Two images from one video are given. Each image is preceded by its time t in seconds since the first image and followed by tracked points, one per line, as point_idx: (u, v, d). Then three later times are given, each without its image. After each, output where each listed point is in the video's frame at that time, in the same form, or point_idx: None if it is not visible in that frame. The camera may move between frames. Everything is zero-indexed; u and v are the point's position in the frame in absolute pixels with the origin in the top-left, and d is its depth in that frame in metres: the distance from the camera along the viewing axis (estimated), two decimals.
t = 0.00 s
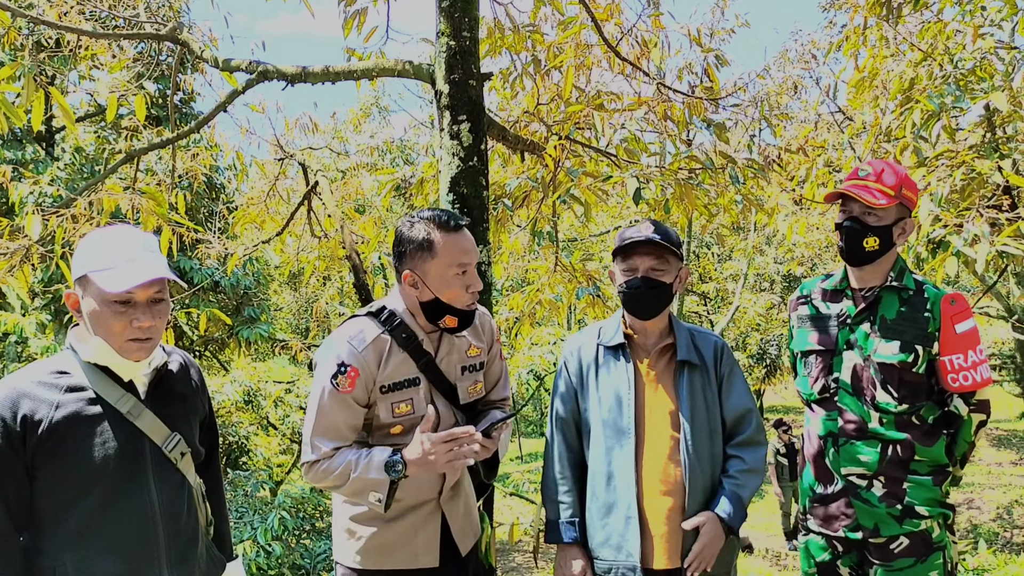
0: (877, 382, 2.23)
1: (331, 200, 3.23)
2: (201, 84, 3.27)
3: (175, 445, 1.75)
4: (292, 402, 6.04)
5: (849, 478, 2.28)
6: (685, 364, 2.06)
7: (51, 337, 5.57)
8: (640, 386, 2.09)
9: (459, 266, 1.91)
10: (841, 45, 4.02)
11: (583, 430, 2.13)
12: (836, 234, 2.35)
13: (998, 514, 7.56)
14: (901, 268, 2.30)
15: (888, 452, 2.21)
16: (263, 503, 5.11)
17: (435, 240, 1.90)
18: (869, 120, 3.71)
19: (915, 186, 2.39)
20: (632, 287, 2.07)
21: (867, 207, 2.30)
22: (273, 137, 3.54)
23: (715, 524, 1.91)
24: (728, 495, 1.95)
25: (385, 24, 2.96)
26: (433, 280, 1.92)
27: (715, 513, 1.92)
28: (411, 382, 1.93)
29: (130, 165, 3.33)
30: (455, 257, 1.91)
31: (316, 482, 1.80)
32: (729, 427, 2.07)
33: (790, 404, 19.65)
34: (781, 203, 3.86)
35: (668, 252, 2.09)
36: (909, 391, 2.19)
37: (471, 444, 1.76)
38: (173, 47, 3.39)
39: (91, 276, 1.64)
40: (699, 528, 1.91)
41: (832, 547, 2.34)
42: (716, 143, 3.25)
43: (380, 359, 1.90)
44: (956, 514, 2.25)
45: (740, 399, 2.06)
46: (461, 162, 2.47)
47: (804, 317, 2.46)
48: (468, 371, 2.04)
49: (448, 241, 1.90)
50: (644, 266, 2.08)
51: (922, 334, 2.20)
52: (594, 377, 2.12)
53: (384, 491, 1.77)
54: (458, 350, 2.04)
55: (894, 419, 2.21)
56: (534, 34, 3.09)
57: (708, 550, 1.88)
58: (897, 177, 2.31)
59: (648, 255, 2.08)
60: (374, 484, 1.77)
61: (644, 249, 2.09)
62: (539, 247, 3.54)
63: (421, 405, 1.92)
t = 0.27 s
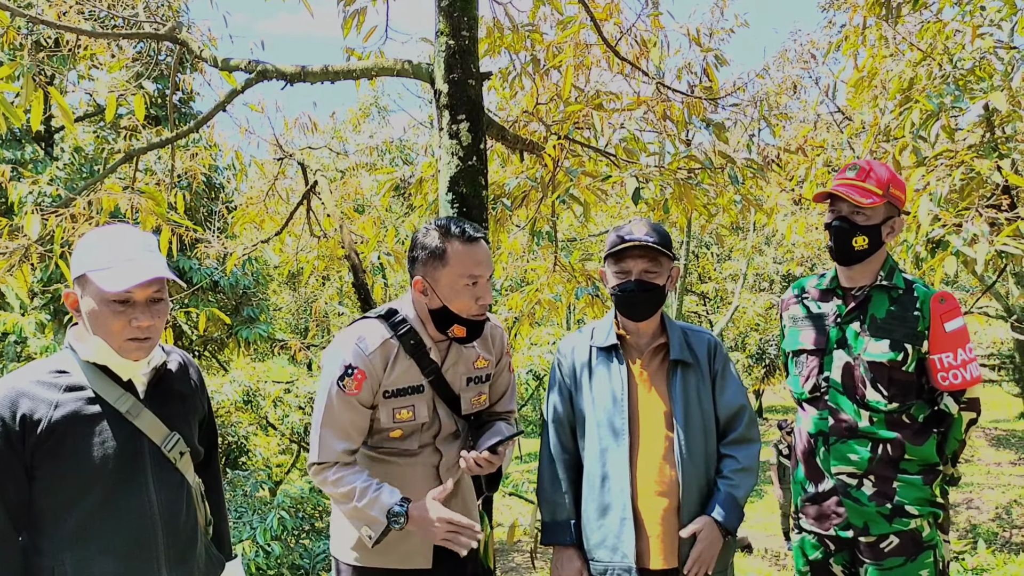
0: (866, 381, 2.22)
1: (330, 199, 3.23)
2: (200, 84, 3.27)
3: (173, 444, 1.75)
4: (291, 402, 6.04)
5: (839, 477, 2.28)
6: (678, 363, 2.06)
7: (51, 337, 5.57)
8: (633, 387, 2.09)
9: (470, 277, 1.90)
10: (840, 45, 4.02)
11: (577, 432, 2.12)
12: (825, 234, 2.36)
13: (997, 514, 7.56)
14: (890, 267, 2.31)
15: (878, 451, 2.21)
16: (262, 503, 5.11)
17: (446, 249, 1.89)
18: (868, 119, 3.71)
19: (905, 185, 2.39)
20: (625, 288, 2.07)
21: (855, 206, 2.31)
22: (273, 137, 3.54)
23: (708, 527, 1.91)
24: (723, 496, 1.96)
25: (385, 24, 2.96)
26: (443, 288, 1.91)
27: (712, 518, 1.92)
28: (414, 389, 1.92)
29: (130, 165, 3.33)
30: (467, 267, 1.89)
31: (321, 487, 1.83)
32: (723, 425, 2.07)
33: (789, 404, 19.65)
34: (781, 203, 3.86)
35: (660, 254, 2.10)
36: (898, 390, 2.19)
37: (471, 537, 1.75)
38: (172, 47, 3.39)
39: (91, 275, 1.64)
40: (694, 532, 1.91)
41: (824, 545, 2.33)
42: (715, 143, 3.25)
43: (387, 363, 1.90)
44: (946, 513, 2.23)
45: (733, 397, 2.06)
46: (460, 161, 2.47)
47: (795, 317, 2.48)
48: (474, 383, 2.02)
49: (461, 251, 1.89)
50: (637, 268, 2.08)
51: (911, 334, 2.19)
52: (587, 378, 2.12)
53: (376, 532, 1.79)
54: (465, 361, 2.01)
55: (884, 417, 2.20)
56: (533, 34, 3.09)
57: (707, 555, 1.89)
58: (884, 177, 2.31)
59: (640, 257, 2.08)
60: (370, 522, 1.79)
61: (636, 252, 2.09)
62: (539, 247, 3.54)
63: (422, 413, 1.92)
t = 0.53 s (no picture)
0: (861, 380, 2.22)
1: (330, 199, 3.22)
2: (200, 84, 3.27)
3: (173, 444, 1.75)
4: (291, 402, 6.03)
5: (833, 476, 2.28)
6: (672, 363, 2.06)
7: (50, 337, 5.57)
8: (627, 388, 2.09)
9: (475, 287, 1.88)
10: (840, 45, 4.02)
11: (572, 433, 2.12)
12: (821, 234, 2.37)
13: (997, 514, 7.56)
14: (886, 267, 2.29)
15: (872, 451, 2.21)
16: (261, 503, 5.11)
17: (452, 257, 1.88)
18: (868, 120, 3.71)
19: (901, 184, 2.39)
20: (619, 288, 2.07)
21: (850, 206, 2.31)
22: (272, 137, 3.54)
23: (707, 531, 1.91)
24: (721, 500, 1.95)
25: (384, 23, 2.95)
26: (447, 295, 1.91)
27: (710, 522, 1.92)
28: (416, 397, 1.92)
29: (130, 165, 3.33)
30: (472, 277, 1.88)
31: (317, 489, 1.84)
32: (717, 424, 2.07)
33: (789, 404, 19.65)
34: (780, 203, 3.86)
35: (651, 253, 2.10)
36: (893, 389, 2.19)
37: None
38: (171, 47, 3.39)
39: (90, 276, 1.64)
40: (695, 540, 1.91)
41: (821, 544, 2.34)
42: (715, 143, 3.25)
43: (391, 369, 1.89)
44: (943, 514, 2.23)
45: (727, 395, 2.07)
46: (460, 161, 2.47)
47: (793, 317, 2.48)
48: (476, 395, 2.02)
49: (468, 259, 1.88)
50: (630, 268, 2.08)
51: (906, 333, 2.19)
52: (582, 380, 2.11)
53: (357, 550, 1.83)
54: (470, 372, 2.01)
55: (878, 417, 2.20)
56: (533, 33, 3.09)
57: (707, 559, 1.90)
58: (879, 176, 2.31)
59: (632, 257, 2.09)
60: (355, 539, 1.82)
61: (628, 252, 2.09)
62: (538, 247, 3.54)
63: (421, 422, 1.91)
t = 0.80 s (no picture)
0: (860, 378, 2.22)
1: (330, 199, 3.22)
2: (200, 84, 3.27)
3: (172, 444, 1.75)
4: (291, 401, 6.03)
5: (832, 475, 2.28)
6: (670, 361, 2.06)
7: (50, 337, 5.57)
8: (625, 387, 2.08)
9: (446, 244, 1.95)
10: (840, 45, 4.02)
11: (571, 433, 2.12)
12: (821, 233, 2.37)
13: (998, 514, 7.55)
14: (887, 265, 2.29)
15: (870, 450, 2.21)
16: (261, 503, 5.11)
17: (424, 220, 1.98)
18: (868, 119, 3.71)
19: (902, 183, 2.39)
20: (615, 282, 2.07)
21: (849, 205, 2.31)
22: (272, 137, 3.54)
23: (709, 535, 1.92)
24: (721, 504, 1.95)
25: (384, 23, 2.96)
26: (421, 257, 1.97)
27: (711, 525, 1.93)
28: (409, 373, 1.95)
29: (130, 164, 3.33)
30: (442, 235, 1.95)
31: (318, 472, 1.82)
32: (713, 422, 2.07)
33: (789, 404, 19.64)
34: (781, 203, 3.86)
35: (646, 247, 2.13)
36: (892, 387, 2.18)
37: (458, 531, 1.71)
38: (171, 47, 3.39)
39: (88, 275, 1.64)
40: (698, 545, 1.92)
41: (821, 543, 2.34)
42: (715, 143, 3.25)
43: (380, 346, 1.93)
44: (942, 515, 2.22)
45: (723, 394, 2.07)
46: (460, 161, 2.47)
47: (795, 315, 2.48)
48: (472, 371, 2.02)
49: (437, 220, 1.97)
50: (626, 262, 2.09)
51: (905, 331, 2.19)
52: (579, 379, 2.11)
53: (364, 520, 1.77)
54: (463, 348, 2.04)
55: (877, 416, 2.20)
56: (532, 33, 3.09)
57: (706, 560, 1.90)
58: (879, 176, 2.31)
59: (628, 252, 2.10)
60: (360, 510, 1.77)
61: (623, 246, 2.11)
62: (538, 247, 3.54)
63: (417, 397, 1.93)
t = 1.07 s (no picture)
0: (860, 377, 2.22)
1: (330, 199, 3.22)
2: (200, 84, 3.27)
3: (172, 443, 1.75)
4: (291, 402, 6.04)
5: (831, 474, 2.28)
6: (669, 360, 2.06)
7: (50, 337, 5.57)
8: (624, 385, 2.08)
9: (410, 215, 2.00)
10: (841, 45, 4.01)
11: (570, 433, 2.12)
12: (824, 231, 2.38)
13: (998, 514, 7.55)
14: (889, 264, 2.29)
15: (869, 450, 2.21)
16: (261, 503, 5.11)
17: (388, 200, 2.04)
18: (868, 119, 3.71)
19: (904, 181, 2.38)
20: (613, 278, 2.07)
21: (852, 203, 2.31)
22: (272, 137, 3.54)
23: (715, 540, 1.94)
24: (723, 508, 1.96)
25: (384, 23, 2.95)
26: (390, 234, 2.01)
27: (716, 532, 1.95)
28: (397, 348, 1.95)
29: (130, 164, 3.33)
30: (406, 209, 2.01)
31: (319, 443, 1.79)
32: (712, 422, 2.07)
33: (789, 404, 19.65)
34: (781, 204, 3.86)
35: (645, 243, 2.13)
36: (891, 386, 2.18)
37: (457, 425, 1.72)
38: (171, 46, 3.39)
39: (87, 275, 1.64)
40: (706, 552, 1.94)
41: (821, 543, 2.34)
42: (715, 143, 3.25)
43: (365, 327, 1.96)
44: (942, 516, 2.22)
45: (722, 393, 2.07)
46: (460, 160, 2.46)
47: (798, 314, 2.49)
48: (460, 344, 2.04)
49: (402, 197, 2.03)
50: (625, 258, 2.09)
51: (905, 330, 2.19)
52: (579, 378, 2.11)
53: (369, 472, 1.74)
54: (449, 323, 2.07)
55: (877, 415, 2.20)
56: (532, 34, 3.10)
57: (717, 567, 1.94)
58: (881, 173, 2.31)
59: (627, 247, 2.11)
60: (362, 462, 1.74)
61: (622, 241, 2.12)
62: (538, 247, 3.54)
63: (406, 369, 1.92)
